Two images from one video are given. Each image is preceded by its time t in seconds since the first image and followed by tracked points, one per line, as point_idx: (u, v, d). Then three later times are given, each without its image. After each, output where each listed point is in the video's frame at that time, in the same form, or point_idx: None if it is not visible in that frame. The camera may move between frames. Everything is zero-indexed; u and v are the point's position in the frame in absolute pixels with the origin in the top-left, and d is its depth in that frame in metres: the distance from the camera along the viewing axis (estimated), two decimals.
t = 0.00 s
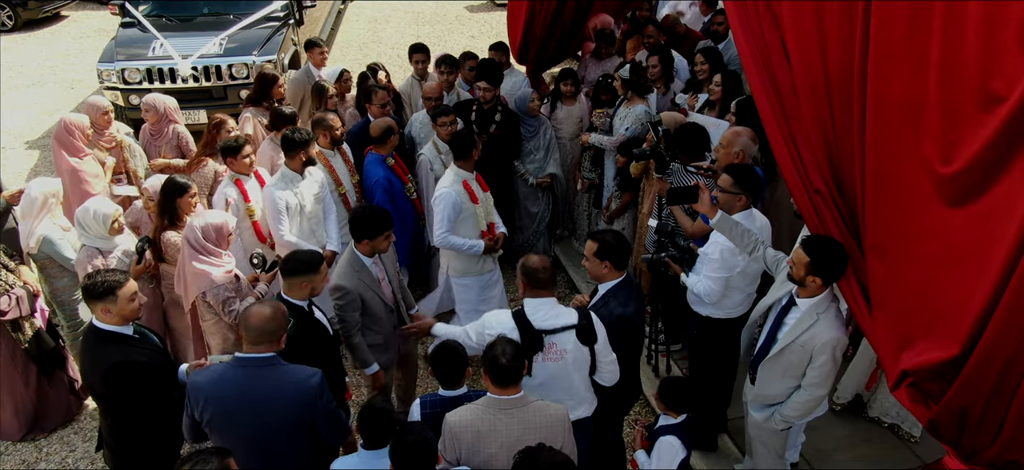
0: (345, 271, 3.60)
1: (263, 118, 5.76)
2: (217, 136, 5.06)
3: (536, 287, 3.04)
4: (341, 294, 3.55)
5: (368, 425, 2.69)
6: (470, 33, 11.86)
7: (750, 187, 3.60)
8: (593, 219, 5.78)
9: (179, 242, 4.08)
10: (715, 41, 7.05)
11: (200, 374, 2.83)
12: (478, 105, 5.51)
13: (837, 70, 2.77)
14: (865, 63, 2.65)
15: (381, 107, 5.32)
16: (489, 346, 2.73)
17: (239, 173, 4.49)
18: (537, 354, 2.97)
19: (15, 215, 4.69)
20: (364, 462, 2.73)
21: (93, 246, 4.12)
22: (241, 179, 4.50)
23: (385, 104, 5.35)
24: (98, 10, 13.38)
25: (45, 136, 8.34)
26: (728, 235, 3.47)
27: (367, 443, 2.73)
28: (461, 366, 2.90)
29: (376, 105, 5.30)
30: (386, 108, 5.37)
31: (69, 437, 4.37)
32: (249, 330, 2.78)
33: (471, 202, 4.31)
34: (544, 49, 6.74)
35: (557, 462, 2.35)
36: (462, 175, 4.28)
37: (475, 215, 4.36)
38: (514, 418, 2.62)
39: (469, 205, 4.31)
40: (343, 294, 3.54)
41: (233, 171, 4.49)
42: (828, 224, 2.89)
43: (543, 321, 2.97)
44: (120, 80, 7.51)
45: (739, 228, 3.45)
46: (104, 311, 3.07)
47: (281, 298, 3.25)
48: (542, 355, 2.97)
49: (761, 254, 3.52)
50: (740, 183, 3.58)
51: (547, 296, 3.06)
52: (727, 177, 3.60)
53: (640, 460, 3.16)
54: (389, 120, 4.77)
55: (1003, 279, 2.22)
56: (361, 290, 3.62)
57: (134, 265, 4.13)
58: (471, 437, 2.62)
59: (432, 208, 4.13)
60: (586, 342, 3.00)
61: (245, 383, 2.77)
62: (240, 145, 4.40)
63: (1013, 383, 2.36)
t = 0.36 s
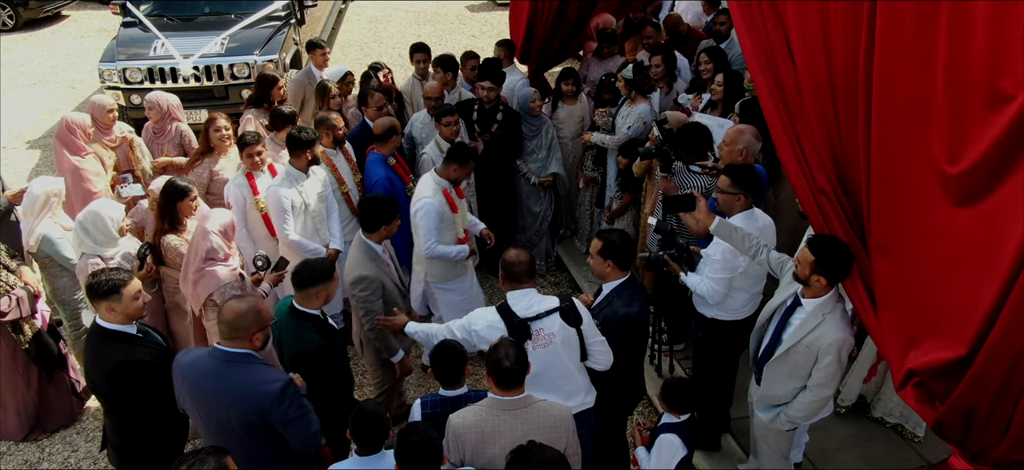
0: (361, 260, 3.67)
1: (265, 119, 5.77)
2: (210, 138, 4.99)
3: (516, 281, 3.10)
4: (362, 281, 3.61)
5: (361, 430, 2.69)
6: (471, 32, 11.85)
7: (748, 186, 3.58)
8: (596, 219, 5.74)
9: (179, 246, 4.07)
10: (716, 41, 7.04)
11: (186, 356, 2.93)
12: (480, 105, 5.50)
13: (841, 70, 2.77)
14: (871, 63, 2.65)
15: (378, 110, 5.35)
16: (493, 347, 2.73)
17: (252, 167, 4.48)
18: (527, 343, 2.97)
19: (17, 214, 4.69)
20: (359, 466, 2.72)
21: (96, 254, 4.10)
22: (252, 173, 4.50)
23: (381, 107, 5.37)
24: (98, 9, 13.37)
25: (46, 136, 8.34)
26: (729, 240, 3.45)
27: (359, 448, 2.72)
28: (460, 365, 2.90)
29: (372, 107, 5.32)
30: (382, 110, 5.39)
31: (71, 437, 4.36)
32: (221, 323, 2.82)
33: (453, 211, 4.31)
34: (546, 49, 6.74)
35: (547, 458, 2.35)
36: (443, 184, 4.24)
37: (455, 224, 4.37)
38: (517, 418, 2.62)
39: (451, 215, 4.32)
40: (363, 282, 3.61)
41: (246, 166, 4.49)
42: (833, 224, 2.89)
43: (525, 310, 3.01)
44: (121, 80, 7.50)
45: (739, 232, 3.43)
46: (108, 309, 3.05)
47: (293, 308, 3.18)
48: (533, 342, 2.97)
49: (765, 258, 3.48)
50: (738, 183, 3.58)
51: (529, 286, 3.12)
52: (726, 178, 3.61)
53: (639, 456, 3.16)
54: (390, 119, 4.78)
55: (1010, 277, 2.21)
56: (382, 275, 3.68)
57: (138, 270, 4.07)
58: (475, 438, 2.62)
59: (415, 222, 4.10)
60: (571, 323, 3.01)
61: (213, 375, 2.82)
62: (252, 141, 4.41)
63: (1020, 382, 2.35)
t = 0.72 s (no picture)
0: (379, 237, 3.71)
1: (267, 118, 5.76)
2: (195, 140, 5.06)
3: (510, 279, 3.07)
4: (386, 258, 3.64)
5: (355, 430, 2.68)
6: (471, 32, 11.84)
7: (751, 192, 3.58)
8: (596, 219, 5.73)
9: (178, 246, 4.08)
10: (716, 40, 7.03)
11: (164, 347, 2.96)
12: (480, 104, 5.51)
13: (842, 68, 2.76)
14: (872, 62, 2.64)
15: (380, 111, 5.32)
16: (492, 348, 2.72)
17: (252, 166, 4.49)
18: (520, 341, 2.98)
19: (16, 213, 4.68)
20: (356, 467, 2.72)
21: (95, 254, 4.10)
22: (252, 172, 4.51)
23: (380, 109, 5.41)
24: (98, 8, 13.37)
25: (46, 135, 8.34)
26: (728, 240, 3.43)
27: (356, 449, 2.72)
28: (456, 362, 2.89)
29: (371, 110, 5.35)
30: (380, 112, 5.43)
31: (71, 436, 4.36)
32: (189, 318, 2.82)
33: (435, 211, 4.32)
34: (546, 49, 6.74)
35: (502, 457, 2.30)
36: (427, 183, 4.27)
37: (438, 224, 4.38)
38: (517, 419, 2.61)
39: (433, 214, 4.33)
40: (385, 258, 3.64)
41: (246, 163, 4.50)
42: (833, 223, 2.88)
43: (517, 307, 3.01)
44: (121, 79, 7.50)
45: (739, 233, 3.41)
46: (111, 304, 3.06)
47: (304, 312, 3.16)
48: (524, 340, 2.98)
49: (765, 259, 3.45)
50: (741, 187, 3.58)
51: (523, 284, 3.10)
52: (729, 181, 3.61)
53: (639, 456, 3.16)
54: (393, 119, 4.79)
55: (1011, 278, 2.21)
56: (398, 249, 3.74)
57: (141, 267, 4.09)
58: (474, 439, 2.62)
59: (396, 216, 4.10)
60: (563, 322, 2.99)
61: (181, 367, 2.83)
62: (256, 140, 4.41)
63: (1021, 382, 2.35)
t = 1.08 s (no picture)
0: (390, 231, 3.74)
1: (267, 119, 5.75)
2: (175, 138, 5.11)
3: (518, 285, 3.02)
4: (398, 250, 3.69)
5: (352, 431, 2.68)
6: (471, 32, 11.83)
7: (756, 192, 3.58)
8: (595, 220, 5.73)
9: (182, 244, 4.07)
10: (716, 40, 7.02)
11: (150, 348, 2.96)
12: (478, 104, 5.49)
13: (841, 68, 2.75)
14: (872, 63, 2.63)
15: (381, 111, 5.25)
16: (491, 350, 2.72)
17: (247, 168, 4.46)
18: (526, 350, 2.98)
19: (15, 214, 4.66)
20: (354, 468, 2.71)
21: (92, 253, 4.10)
22: (246, 175, 4.48)
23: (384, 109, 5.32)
24: (98, 8, 13.37)
25: (45, 135, 8.33)
26: (727, 243, 3.43)
27: (353, 451, 2.71)
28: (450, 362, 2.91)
29: (375, 109, 5.27)
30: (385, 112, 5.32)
31: (69, 438, 4.36)
32: (169, 320, 2.83)
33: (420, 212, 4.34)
34: (546, 49, 6.72)
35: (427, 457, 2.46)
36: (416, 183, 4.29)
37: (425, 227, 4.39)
38: (515, 420, 2.61)
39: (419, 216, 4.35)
40: (397, 249, 3.69)
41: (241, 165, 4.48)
42: (832, 223, 2.87)
43: (525, 317, 2.98)
44: (120, 79, 7.49)
45: (738, 235, 3.41)
46: (113, 298, 3.10)
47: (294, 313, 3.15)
48: (530, 350, 2.98)
49: (764, 260, 3.44)
50: (747, 187, 3.57)
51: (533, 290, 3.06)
52: (734, 181, 3.59)
53: (633, 460, 3.16)
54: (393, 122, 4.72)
55: (1011, 279, 2.20)
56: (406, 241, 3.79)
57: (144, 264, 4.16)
58: (472, 441, 2.61)
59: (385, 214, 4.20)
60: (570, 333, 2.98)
61: (164, 366, 2.84)
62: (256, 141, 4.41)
63: (1020, 384, 2.34)
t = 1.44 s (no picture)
0: (386, 234, 3.72)
1: (264, 119, 5.74)
2: (168, 134, 5.12)
3: (545, 293, 2.98)
4: (394, 255, 3.67)
5: (350, 430, 2.67)
6: (471, 31, 11.81)
7: (758, 187, 3.56)
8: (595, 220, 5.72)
9: (184, 238, 4.04)
10: (716, 39, 7.00)
11: (158, 350, 2.95)
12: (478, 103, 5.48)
13: (839, 67, 2.74)
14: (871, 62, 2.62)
15: (384, 110, 5.23)
16: (490, 349, 2.71)
17: (244, 166, 4.44)
18: (547, 360, 2.95)
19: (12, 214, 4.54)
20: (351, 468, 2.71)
21: (90, 254, 4.09)
22: (246, 171, 4.47)
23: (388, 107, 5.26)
24: (98, 8, 13.37)
25: (45, 135, 8.33)
26: (725, 246, 3.44)
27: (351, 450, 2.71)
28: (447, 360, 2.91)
29: (379, 107, 5.20)
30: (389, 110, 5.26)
31: (68, 437, 4.35)
32: (181, 322, 2.81)
33: (417, 206, 4.31)
34: (545, 48, 6.70)
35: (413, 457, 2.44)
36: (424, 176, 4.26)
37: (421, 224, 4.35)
38: (513, 420, 2.60)
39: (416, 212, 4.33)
40: (393, 253, 3.67)
41: (239, 163, 4.47)
42: (831, 222, 2.86)
43: (553, 330, 2.93)
44: (119, 79, 7.48)
45: (735, 239, 3.42)
46: (118, 292, 3.13)
47: (279, 308, 3.16)
48: (553, 362, 2.95)
49: (762, 263, 3.45)
50: (750, 182, 3.55)
51: (558, 301, 3.01)
52: (737, 176, 3.58)
53: (633, 459, 3.17)
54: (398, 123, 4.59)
55: (1010, 278, 2.19)
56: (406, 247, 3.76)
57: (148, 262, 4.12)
58: (469, 440, 2.61)
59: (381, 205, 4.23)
60: (597, 349, 2.95)
61: (176, 369, 2.83)
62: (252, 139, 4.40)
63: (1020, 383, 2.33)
